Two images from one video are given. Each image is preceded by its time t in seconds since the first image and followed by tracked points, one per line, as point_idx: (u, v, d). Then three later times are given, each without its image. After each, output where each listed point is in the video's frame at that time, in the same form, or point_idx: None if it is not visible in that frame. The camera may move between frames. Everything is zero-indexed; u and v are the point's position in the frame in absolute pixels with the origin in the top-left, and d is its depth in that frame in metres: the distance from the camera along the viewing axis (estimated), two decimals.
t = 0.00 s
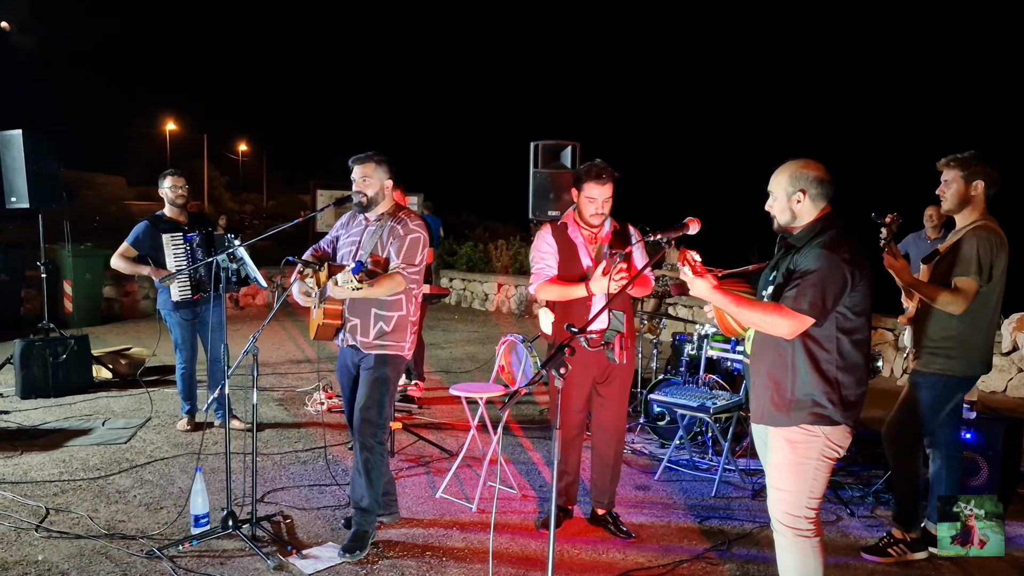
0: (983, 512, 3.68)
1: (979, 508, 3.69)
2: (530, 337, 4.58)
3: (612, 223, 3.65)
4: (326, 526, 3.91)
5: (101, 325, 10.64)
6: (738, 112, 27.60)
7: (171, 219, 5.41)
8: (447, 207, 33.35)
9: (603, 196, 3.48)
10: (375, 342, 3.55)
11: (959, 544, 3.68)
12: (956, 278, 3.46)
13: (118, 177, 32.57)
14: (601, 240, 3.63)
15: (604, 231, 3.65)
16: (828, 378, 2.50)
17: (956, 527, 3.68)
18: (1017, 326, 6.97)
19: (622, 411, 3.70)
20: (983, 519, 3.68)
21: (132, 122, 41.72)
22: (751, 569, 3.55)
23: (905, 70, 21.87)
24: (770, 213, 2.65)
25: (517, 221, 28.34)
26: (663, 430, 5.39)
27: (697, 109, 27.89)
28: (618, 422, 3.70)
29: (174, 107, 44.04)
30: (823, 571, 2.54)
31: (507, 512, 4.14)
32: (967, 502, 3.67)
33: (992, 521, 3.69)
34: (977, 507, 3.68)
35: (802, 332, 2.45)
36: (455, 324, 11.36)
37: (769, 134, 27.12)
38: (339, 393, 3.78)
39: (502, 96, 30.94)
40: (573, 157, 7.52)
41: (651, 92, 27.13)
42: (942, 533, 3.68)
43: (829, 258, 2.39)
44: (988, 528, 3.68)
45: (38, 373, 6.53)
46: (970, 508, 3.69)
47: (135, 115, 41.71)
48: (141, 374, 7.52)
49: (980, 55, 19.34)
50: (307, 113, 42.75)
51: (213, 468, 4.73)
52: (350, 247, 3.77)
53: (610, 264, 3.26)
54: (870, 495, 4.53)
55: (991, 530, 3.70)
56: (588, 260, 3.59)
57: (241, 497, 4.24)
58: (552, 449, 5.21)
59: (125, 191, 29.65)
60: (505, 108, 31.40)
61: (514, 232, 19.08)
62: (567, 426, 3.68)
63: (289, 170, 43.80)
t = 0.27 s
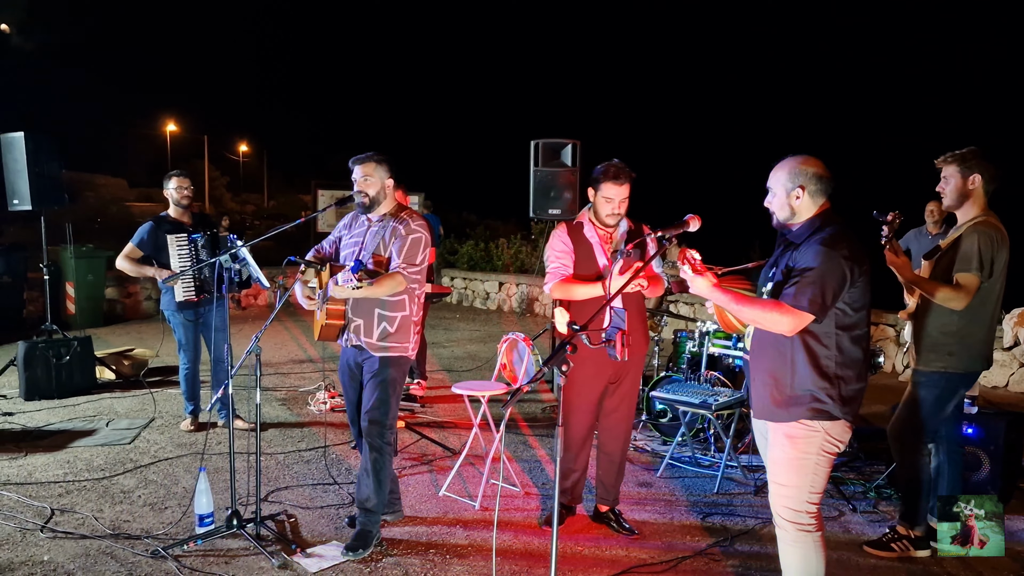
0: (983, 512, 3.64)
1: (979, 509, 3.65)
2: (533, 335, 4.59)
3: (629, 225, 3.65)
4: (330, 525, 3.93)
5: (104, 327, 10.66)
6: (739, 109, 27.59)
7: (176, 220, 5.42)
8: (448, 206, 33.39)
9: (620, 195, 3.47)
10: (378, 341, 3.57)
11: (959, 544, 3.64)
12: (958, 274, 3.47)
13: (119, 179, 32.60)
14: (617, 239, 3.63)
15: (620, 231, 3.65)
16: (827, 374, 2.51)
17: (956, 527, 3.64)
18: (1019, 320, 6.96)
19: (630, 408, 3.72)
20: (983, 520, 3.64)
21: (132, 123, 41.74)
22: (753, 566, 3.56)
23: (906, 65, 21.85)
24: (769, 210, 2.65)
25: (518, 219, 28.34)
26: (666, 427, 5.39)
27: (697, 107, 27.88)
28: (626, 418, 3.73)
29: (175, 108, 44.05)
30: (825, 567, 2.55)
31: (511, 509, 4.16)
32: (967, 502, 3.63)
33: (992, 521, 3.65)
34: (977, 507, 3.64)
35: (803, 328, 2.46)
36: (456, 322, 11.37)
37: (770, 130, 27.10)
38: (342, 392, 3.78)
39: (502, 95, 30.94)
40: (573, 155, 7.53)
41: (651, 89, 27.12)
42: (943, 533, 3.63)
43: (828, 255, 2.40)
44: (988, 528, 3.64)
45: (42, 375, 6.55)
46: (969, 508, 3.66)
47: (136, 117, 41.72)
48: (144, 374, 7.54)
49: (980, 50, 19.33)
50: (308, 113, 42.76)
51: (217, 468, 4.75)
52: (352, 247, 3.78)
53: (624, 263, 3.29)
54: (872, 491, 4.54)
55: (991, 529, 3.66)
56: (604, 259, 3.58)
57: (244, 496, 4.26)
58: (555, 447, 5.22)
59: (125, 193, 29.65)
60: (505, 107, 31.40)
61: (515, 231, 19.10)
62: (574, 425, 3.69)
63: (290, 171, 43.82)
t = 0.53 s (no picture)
0: (982, 511, 3.63)
1: (979, 508, 3.63)
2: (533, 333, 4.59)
3: (636, 224, 3.69)
4: (332, 524, 3.94)
5: (105, 328, 10.68)
6: (738, 105, 27.58)
7: (180, 220, 5.44)
8: (448, 206, 33.42)
9: (627, 194, 3.49)
10: (380, 340, 3.57)
11: (959, 543, 3.63)
12: (958, 269, 3.47)
13: (119, 180, 32.59)
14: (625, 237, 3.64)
15: (627, 231, 3.68)
16: (826, 371, 2.52)
17: (956, 527, 3.63)
18: (1019, 316, 6.96)
19: (633, 407, 3.71)
20: (983, 519, 3.63)
21: (132, 125, 41.74)
22: (755, 562, 3.57)
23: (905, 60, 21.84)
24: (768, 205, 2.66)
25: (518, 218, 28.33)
26: (667, 425, 5.40)
27: (697, 104, 27.87)
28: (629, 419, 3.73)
29: (175, 109, 44.06)
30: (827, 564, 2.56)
31: (512, 508, 4.17)
32: (967, 502, 3.62)
33: (993, 520, 3.63)
34: (977, 506, 3.62)
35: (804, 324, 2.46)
36: (457, 321, 11.38)
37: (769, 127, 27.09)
38: (344, 392, 3.79)
39: (501, 94, 30.93)
40: (573, 154, 7.55)
41: (651, 86, 27.11)
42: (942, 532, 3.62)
43: (826, 252, 2.41)
44: (988, 528, 3.61)
45: (44, 376, 6.55)
46: (970, 507, 3.65)
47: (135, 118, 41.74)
48: (146, 375, 7.55)
49: (980, 44, 19.32)
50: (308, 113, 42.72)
51: (219, 468, 4.76)
52: (354, 246, 3.78)
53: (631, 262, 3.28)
54: (874, 487, 4.54)
55: (991, 530, 3.63)
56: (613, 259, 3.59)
57: (247, 496, 4.27)
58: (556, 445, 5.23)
59: (125, 194, 29.65)
60: (505, 106, 31.40)
61: (516, 229, 19.08)
62: (577, 426, 3.70)
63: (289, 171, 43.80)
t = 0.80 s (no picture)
0: (983, 511, 3.56)
1: (979, 508, 3.57)
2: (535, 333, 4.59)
3: (643, 224, 3.65)
4: (335, 524, 3.93)
5: (107, 330, 10.69)
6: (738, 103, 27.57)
7: (187, 220, 5.43)
8: (449, 205, 33.41)
9: (634, 195, 3.48)
10: (381, 342, 3.57)
11: (958, 544, 3.58)
12: (958, 266, 3.47)
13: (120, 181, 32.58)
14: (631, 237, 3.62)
15: (633, 230, 3.65)
16: (829, 369, 2.51)
17: (956, 528, 3.58)
18: (1021, 313, 6.96)
19: (637, 405, 3.71)
20: (984, 519, 3.57)
21: (132, 126, 41.74)
22: (757, 560, 3.57)
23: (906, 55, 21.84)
24: (770, 205, 2.65)
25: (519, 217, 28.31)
26: (669, 424, 5.41)
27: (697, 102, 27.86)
28: (632, 417, 3.73)
29: (175, 110, 44.05)
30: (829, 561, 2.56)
31: (515, 508, 4.17)
32: (967, 502, 3.57)
33: (993, 520, 3.57)
34: (977, 507, 3.56)
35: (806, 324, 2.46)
36: (458, 321, 11.39)
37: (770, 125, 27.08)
38: (346, 392, 3.79)
39: (501, 93, 30.92)
40: (573, 153, 7.55)
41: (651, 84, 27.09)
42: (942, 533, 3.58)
43: (829, 251, 2.40)
44: (988, 528, 3.56)
45: (46, 378, 6.56)
46: (969, 507, 3.59)
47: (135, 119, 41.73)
48: (148, 377, 7.56)
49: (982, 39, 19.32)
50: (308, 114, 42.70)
51: (221, 469, 4.76)
52: (355, 249, 3.78)
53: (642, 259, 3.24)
54: (876, 485, 4.54)
55: (991, 529, 3.58)
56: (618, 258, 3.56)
57: (249, 497, 4.27)
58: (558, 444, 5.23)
59: (126, 195, 29.65)
60: (505, 105, 31.39)
61: (516, 229, 19.06)
62: (580, 427, 3.69)
63: (290, 172, 43.78)
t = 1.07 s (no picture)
0: (982, 512, 3.54)
1: (979, 508, 3.55)
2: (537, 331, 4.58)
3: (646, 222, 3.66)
4: (337, 524, 3.94)
5: (109, 330, 10.70)
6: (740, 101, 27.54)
7: (196, 219, 5.44)
8: (450, 205, 33.41)
9: (639, 193, 3.47)
10: (383, 341, 3.57)
11: (958, 544, 3.55)
12: (961, 264, 3.46)
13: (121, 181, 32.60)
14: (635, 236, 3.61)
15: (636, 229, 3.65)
16: (833, 367, 2.51)
17: (956, 528, 3.55)
18: None
19: (639, 403, 3.71)
20: (983, 520, 3.54)
21: (134, 126, 41.77)
22: (761, 559, 3.57)
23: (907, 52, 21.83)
24: (772, 203, 2.65)
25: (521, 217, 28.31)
26: (672, 423, 5.41)
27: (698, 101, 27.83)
28: (635, 415, 3.73)
29: (176, 110, 44.06)
30: (833, 559, 2.55)
31: (517, 506, 4.17)
32: (967, 502, 3.55)
33: (992, 521, 3.54)
34: (977, 506, 3.54)
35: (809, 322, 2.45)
36: (461, 321, 11.39)
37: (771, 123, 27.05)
38: (349, 391, 3.79)
39: (503, 92, 30.91)
40: (574, 151, 7.55)
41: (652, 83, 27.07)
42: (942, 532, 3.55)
43: (832, 248, 2.40)
44: (987, 528, 3.54)
45: (49, 378, 6.56)
46: (970, 507, 3.57)
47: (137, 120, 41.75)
48: (151, 377, 7.56)
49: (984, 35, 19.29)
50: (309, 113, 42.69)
51: (224, 469, 4.76)
52: (356, 247, 3.79)
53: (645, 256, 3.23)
54: (879, 483, 4.54)
55: (991, 529, 3.55)
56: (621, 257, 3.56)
57: (252, 497, 4.27)
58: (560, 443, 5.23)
59: (128, 195, 29.68)
60: (506, 103, 31.37)
61: (518, 228, 19.05)
62: (583, 426, 3.68)
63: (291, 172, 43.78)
